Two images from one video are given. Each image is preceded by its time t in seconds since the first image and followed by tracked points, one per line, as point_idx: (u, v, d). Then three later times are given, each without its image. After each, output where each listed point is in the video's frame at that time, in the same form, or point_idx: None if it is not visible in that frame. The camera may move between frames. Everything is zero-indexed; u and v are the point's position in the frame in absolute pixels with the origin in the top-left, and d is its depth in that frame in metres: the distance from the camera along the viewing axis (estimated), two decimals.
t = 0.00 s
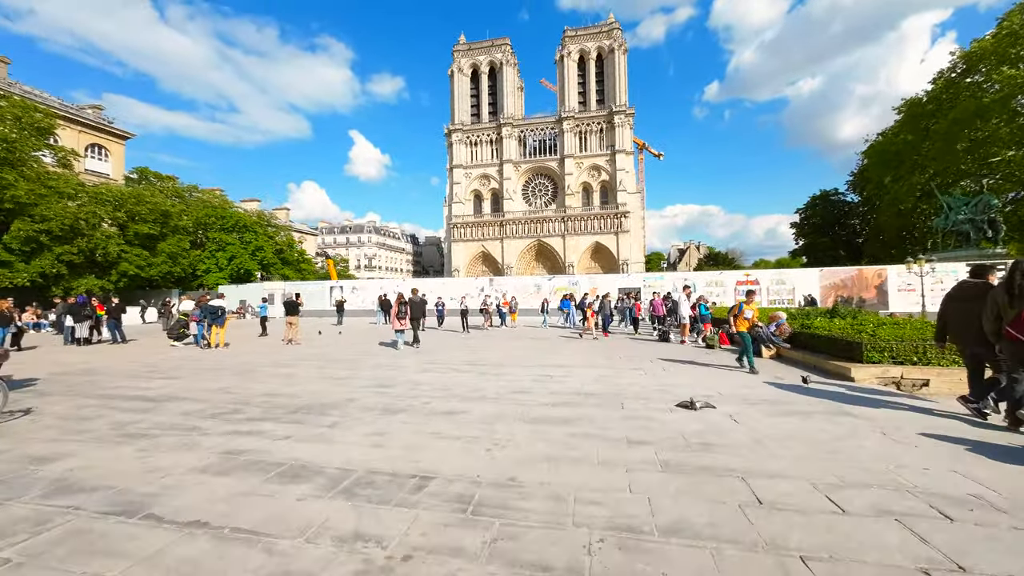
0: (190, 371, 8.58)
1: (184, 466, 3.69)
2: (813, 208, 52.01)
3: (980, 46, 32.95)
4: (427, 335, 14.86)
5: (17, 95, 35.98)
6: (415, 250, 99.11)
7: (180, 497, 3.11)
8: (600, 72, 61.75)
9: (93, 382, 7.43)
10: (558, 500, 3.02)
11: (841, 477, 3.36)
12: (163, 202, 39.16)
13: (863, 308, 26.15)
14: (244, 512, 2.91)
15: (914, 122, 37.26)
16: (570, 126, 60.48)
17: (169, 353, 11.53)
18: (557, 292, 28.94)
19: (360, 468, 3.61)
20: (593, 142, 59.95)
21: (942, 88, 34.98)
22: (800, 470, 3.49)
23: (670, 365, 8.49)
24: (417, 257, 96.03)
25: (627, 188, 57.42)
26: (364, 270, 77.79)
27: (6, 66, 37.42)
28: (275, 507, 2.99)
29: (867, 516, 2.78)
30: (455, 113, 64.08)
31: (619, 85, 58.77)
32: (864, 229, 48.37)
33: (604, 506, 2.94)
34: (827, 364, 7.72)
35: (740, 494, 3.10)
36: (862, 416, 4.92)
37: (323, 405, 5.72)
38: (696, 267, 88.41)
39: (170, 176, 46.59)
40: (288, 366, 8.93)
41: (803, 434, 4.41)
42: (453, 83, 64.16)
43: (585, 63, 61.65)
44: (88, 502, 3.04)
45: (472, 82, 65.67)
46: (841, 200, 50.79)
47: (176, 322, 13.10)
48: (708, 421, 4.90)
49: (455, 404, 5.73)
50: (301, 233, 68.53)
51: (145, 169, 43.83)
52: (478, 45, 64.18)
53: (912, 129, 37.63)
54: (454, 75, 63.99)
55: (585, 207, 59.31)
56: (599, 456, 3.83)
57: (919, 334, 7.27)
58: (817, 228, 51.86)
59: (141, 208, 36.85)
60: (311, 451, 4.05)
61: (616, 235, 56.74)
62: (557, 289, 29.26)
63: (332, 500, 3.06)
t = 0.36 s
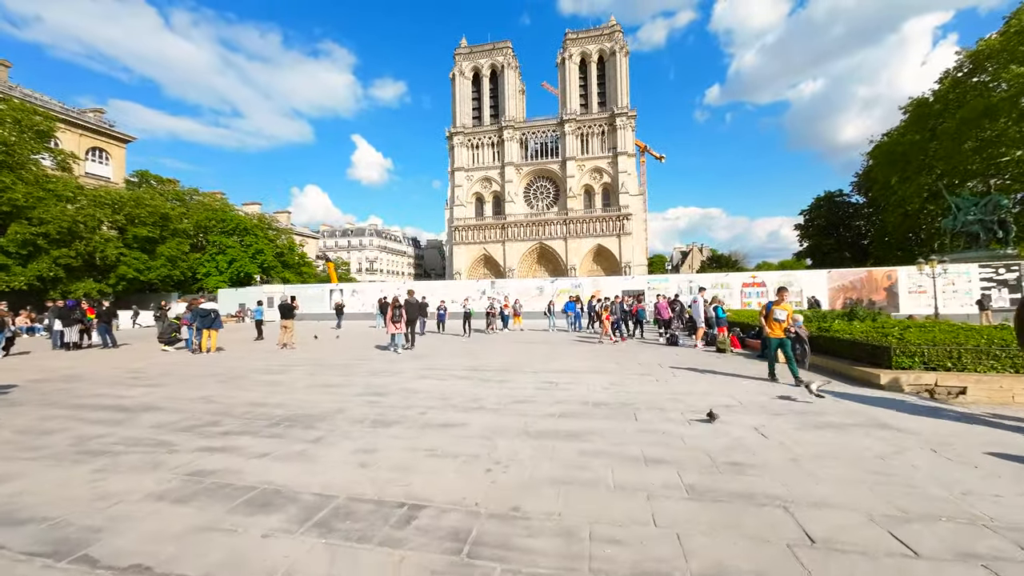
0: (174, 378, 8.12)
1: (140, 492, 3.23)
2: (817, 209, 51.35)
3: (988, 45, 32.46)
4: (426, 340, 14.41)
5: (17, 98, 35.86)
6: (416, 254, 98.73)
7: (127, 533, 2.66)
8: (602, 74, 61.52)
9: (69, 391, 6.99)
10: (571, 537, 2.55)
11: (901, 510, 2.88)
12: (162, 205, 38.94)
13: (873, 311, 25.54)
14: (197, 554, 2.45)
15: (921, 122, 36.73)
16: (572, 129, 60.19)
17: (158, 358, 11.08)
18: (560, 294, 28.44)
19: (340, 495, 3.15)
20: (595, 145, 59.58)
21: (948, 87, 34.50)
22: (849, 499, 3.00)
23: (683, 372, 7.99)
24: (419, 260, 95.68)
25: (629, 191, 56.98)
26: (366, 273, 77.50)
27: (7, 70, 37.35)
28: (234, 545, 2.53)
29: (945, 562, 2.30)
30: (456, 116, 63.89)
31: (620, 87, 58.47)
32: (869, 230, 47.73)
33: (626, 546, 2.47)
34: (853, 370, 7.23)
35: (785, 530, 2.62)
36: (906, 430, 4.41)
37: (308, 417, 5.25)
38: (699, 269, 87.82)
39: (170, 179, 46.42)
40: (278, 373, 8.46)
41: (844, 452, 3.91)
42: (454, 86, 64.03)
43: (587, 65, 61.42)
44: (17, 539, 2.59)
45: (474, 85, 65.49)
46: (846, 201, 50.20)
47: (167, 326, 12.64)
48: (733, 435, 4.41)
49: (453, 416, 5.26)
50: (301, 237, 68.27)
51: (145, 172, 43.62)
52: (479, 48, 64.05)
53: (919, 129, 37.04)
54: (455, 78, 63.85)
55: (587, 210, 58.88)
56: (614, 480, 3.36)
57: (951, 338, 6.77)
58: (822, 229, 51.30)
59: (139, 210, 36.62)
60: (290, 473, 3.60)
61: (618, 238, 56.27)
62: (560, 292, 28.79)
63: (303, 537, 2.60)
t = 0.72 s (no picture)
0: (155, 388, 7.69)
1: (86, 531, 2.82)
2: (818, 213, 51.07)
3: (990, 49, 32.29)
4: (424, 346, 14.00)
5: (14, 101, 35.59)
6: (416, 258, 98.35)
7: None
8: (602, 79, 61.47)
9: (40, 404, 6.56)
10: None
11: (965, 554, 2.49)
12: (159, 208, 38.64)
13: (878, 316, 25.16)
14: None
15: (923, 126, 36.48)
16: (572, 133, 60.05)
17: (143, 367, 10.62)
18: (560, 299, 28.04)
19: (317, 537, 2.74)
20: (595, 149, 59.43)
21: (950, 91, 34.31)
22: (901, 539, 2.61)
23: (692, 384, 7.59)
24: (418, 265, 95.27)
25: (629, 195, 56.74)
26: (365, 277, 77.12)
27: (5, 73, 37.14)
28: None
29: None
30: (456, 121, 63.76)
31: (620, 92, 58.39)
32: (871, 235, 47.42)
33: None
34: (874, 382, 6.83)
35: None
36: (945, 451, 4.02)
37: (291, 434, 4.84)
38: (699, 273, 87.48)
39: (168, 183, 46.07)
40: (265, 383, 8.04)
41: (882, 479, 3.51)
42: (454, 90, 63.97)
43: (587, 70, 61.39)
44: None
45: (474, 90, 65.41)
46: (847, 206, 49.93)
47: (155, 332, 12.17)
48: (755, 456, 4.00)
49: (448, 433, 4.86)
50: (300, 241, 67.91)
51: (142, 175, 43.35)
52: (480, 53, 64.06)
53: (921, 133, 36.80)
54: (455, 83, 63.78)
55: (587, 214, 58.60)
56: (630, 517, 2.95)
57: (978, 347, 6.42)
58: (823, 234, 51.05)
59: (136, 214, 36.29)
60: (262, 505, 3.20)
61: (618, 242, 55.97)
62: (560, 297, 28.40)
63: None
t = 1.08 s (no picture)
0: (129, 398, 7.18)
1: None
2: (818, 220, 50.78)
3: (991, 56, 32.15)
4: (420, 353, 13.50)
5: (11, 104, 35.36)
6: (415, 264, 97.98)
7: None
8: (601, 86, 61.56)
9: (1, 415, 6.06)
10: None
11: None
12: (155, 212, 38.32)
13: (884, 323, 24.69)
14: None
15: (924, 133, 36.25)
16: (572, 140, 59.98)
17: (124, 374, 10.12)
18: (560, 305, 27.60)
19: None
20: (595, 155, 59.38)
21: (951, 98, 34.12)
22: None
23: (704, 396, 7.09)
24: (417, 270, 94.80)
25: (629, 201, 56.54)
26: (364, 283, 76.70)
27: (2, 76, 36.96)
28: None
29: None
30: (456, 127, 63.72)
31: (620, 99, 58.42)
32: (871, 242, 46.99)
33: None
34: (900, 394, 6.36)
35: None
36: (1003, 477, 3.54)
37: (266, 452, 4.34)
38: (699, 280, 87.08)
39: (165, 187, 45.72)
40: (248, 392, 7.54)
41: (943, 512, 3.02)
42: (455, 97, 64.04)
43: (586, 77, 61.52)
44: None
45: (474, 96, 65.48)
46: (847, 213, 49.69)
47: (139, 338, 11.63)
48: (788, 482, 3.51)
49: (440, 451, 4.36)
50: (298, 246, 67.53)
51: (139, 179, 43.06)
52: (480, 60, 64.20)
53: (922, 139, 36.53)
54: (456, 89, 63.86)
55: (586, 220, 58.34)
56: (653, 563, 2.45)
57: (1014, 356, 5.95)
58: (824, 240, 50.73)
59: (131, 217, 35.93)
60: (215, 542, 2.70)
61: (618, 248, 55.66)
62: (561, 302, 27.94)
63: None
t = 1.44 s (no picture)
0: (105, 412, 6.70)
1: None
2: (821, 228, 50.44)
3: (993, 63, 31.96)
4: (418, 363, 13.01)
5: (10, 111, 35.22)
6: (415, 271, 97.60)
7: None
8: (601, 95, 61.67)
9: None
10: None
11: None
12: (153, 218, 38.06)
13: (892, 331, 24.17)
14: None
15: (926, 139, 35.97)
16: (572, 148, 59.90)
17: (107, 384, 9.65)
18: (562, 313, 27.15)
19: None
20: (595, 163, 59.30)
21: (953, 105, 33.90)
22: None
23: (720, 411, 6.61)
24: (417, 278, 94.44)
25: (630, 209, 56.30)
26: (363, 290, 76.23)
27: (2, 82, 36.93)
28: None
29: None
30: (457, 135, 63.74)
31: (620, 107, 58.46)
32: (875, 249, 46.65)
33: None
34: (934, 409, 5.90)
35: None
36: None
37: (241, 478, 3.87)
38: (700, 287, 86.65)
39: (164, 194, 45.47)
40: (233, 406, 7.07)
41: None
42: (455, 105, 64.18)
43: (587, 86, 61.69)
44: None
45: (475, 104, 65.63)
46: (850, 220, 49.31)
47: (125, 347, 11.17)
48: (837, 519, 3.04)
49: (436, 477, 3.88)
50: (298, 253, 67.16)
51: (138, 186, 42.84)
52: (480, 69, 64.42)
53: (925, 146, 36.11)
54: (457, 98, 63.99)
55: (587, 227, 58.07)
56: None
57: None
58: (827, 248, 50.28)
59: (128, 224, 35.61)
60: None
61: (619, 256, 55.27)
62: (562, 310, 27.49)
63: None
